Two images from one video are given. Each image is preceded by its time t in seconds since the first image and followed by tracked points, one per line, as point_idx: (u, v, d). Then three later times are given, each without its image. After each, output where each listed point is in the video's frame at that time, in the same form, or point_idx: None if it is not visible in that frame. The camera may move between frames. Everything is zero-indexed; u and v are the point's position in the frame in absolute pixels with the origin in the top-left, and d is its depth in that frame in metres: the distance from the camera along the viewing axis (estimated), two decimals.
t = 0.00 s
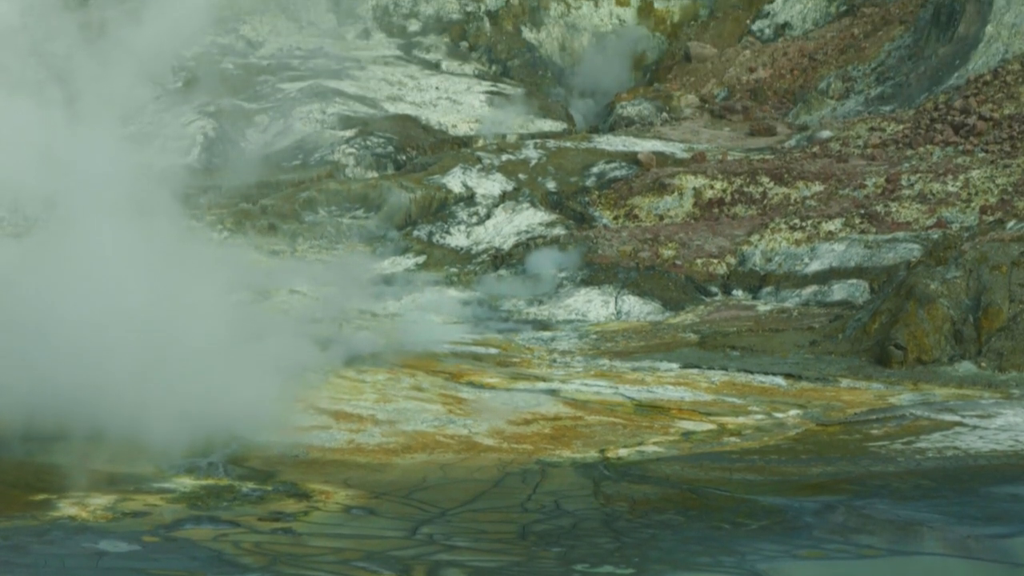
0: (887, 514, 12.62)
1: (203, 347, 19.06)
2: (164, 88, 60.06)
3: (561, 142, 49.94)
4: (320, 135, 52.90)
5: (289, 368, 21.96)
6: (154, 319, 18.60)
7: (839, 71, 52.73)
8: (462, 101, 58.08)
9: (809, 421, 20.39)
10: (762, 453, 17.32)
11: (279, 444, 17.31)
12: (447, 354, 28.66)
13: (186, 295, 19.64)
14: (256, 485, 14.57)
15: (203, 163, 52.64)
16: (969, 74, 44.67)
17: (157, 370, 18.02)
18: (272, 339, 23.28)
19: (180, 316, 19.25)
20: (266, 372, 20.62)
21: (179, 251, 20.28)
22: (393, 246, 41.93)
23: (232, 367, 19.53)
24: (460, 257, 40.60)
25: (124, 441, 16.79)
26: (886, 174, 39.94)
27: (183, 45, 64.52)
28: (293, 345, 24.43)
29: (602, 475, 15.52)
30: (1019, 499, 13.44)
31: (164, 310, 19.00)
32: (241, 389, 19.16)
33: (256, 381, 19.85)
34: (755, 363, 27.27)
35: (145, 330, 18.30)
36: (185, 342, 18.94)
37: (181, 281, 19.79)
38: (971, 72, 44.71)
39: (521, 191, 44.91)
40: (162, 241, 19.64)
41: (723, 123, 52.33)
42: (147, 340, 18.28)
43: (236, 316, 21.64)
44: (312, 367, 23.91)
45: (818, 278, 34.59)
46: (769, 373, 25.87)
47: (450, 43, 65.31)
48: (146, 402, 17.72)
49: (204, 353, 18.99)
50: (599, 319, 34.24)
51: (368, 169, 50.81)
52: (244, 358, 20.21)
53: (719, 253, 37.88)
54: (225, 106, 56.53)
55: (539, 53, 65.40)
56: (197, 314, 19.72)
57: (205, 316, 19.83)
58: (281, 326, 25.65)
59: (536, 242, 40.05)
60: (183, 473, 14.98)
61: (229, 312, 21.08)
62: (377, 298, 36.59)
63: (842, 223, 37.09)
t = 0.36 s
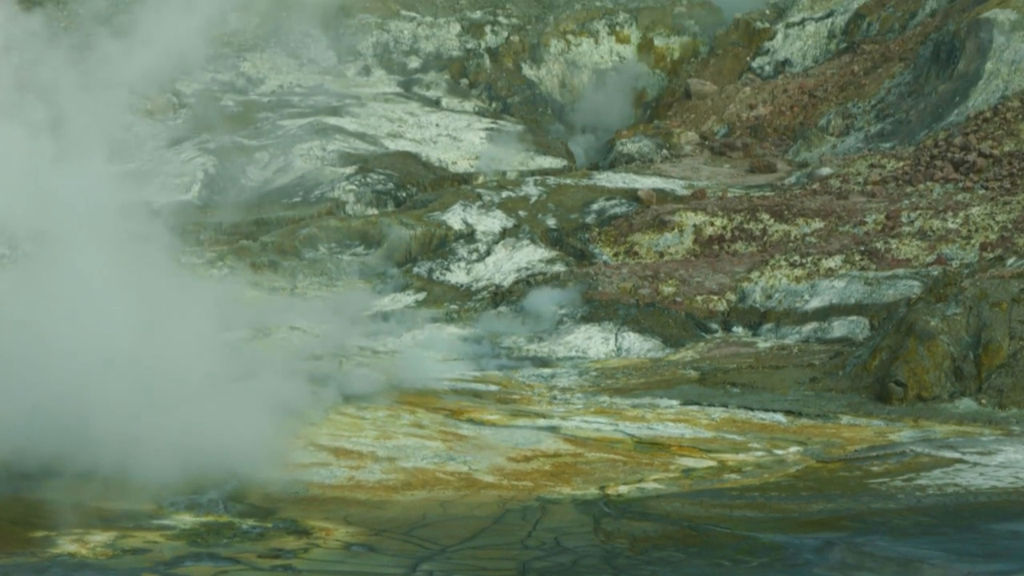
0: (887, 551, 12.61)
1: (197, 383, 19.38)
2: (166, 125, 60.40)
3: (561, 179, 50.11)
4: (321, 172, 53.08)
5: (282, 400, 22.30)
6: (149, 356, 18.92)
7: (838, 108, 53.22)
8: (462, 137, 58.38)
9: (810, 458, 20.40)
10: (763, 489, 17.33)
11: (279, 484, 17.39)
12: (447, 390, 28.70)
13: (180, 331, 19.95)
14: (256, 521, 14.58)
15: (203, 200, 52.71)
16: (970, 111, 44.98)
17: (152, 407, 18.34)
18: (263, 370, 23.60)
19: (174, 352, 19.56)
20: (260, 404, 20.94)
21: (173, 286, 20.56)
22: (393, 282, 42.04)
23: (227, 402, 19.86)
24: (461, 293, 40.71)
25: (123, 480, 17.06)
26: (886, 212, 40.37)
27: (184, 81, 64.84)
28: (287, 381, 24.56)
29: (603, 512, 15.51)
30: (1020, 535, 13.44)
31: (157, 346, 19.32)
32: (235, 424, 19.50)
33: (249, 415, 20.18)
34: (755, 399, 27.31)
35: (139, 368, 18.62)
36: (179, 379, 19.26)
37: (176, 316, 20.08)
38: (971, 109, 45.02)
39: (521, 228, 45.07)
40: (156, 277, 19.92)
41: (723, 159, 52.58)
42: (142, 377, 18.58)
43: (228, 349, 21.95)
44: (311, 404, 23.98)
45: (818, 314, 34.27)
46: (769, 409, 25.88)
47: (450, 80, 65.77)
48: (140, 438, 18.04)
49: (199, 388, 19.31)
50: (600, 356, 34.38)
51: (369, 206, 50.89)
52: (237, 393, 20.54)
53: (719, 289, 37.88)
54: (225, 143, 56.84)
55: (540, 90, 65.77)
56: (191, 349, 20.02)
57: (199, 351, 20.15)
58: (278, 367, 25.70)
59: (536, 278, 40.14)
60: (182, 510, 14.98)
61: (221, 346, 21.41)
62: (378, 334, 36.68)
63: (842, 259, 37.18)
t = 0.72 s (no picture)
0: None
1: (189, 406, 19.66)
2: (165, 151, 60.71)
3: (562, 206, 50.19)
4: (321, 199, 52.99)
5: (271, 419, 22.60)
6: (143, 378, 19.18)
7: (838, 134, 53.04)
8: (463, 163, 58.70)
9: (810, 483, 20.42)
10: (763, 515, 17.34)
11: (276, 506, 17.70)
12: (448, 416, 28.70)
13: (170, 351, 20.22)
14: (257, 547, 14.60)
15: (203, 226, 52.71)
16: (970, 137, 45.15)
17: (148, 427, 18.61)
18: (246, 395, 23.85)
19: (166, 372, 19.82)
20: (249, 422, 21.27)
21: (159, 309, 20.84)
22: (393, 308, 42.10)
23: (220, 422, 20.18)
24: (461, 319, 40.77)
25: (122, 501, 17.38)
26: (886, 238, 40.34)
27: (183, 106, 65.18)
28: (276, 406, 24.79)
29: (603, 538, 15.53)
30: (1020, 561, 13.46)
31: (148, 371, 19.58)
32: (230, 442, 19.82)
33: (242, 434, 20.52)
34: (756, 425, 27.34)
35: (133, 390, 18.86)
36: (170, 400, 19.54)
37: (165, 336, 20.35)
38: (971, 136, 45.18)
39: (522, 254, 45.16)
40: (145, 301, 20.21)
41: (723, 185, 52.67)
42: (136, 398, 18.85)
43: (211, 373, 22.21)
44: (307, 430, 24.24)
45: (818, 340, 34.68)
46: (770, 435, 25.88)
47: (451, 106, 66.13)
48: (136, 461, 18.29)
49: (191, 411, 19.59)
50: (600, 382, 34.42)
51: (369, 232, 50.78)
52: (230, 412, 20.85)
53: (720, 315, 37.81)
54: (226, 169, 56.86)
55: (539, 116, 66.08)
56: (181, 371, 20.30)
57: (189, 373, 20.43)
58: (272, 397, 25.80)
59: (536, 304, 40.19)
60: (182, 535, 15.00)
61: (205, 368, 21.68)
62: (379, 360, 36.70)
63: (842, 285, 37.17)
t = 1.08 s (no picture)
0: None
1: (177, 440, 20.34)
2: (165, 177, 60.99)
3: (562, 233, 50.34)
4: (321, 227, 53.32)
5: (255, 442, 23.42)
6: (139, 409, 19.79)
7: (839, 160, 53.29)
8: (463, 190, 58.95)
9: (810, 510, 20.46)
10: (763, 542, 17.39)
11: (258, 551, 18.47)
12: (449, 443, 28.74)
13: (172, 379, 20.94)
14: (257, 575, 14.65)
15: (203, 253, 53.11)
16: (970, 164, 45.25)
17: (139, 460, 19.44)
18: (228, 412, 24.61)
19: (164, 402, 20.56)
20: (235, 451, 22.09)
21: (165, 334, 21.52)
22: (393, 334, 42.17)
23: (207, 454, 21.01)
24: (461, 346, 40.85)
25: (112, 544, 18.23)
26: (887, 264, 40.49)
27: (185, 133, 65.83)
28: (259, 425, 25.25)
29: (603, 565, 15.60)
30: None
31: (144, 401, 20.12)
32: (215, 477, 20.68)
33: (226, 463, 21.24)
34: (756, 452, 27.40)
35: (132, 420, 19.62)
36: (161, 431, 20.21)
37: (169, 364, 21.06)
38: (971, 162, 45.30)
39: (522, 281, 45.29)
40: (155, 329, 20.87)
41: (723, 212, 52.75)
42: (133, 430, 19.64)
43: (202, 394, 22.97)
44: (304, 457, 24.52)
45: (818, 367, 34.74)
46: (770, 462, 25.91)
47: (451, 133, 66.47)
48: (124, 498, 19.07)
49: (179, 446, 20.28)
50: (600, 410, 34.43)
51: (369, 258, 51.03)
52: (216, 442, 21.66)
53: (720, 342, 37.78)
54: (226, 196, 57.04)
55: (539, 143, 66.37)
56: (175, 400, 20.92)
57: (184, 402, 21.19)
58: (264, 427, 25.86)
59: (536, 331, 40.27)
60: (182, 562, 15.05)
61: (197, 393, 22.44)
62: (379, 386, 36.74)
63: (842, 311, 37.29)
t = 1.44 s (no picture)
0: None
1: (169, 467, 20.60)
2: (166, 204, 61.22)
3: (561, 259, 50.45)
4: (321, 253, 53.51)
5: (251, 463, 23.88)
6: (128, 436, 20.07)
7: (839, 187, 53.52)
8: (463, 217, 59.01)
9: (810, 536, 20.51)
10: (764, 569, 17.46)
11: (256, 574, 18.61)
12: (448, 469, 28.80)
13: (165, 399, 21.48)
14: None
15: (204, 279, 53.40)
16: (970, 190, 45.52)
17: (141, 475, 19.90)
18: (221, 440, 25.05)
19: (158, 425, 20.94)
20: (233, 468, 22.55)
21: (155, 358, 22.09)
22: (394, 361, 42.21)
23: (207, 471, 21.48)
24: (461, 373, 40.89)
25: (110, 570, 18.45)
26: (887, 290, 40.54)
27: (184, 159, 65.84)
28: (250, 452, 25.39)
29: None
30: None
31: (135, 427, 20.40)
32: (217, 490, 21.13)
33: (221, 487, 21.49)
34: (756, 478, 27.46)
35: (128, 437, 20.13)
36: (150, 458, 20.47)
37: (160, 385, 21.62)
38: (971, 189, 45.48)
39: (522, 307, 45.38)
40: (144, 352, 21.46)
41: (723, 239, 52.84)
42: (130, 449, 20.15)
43: (193, 421, 23.47)
44: (303, 483, 24.59)
45: (818, 394, 34.79)
46: (771, 489, 25.92)
47: (451, 160, 66.72)
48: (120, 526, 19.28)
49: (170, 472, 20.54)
50: (600, 436, 34.57)
51: (369, 285, 50.93)
52: (213, 461, 22.13)
53: (720, 368, 37.72)
54: (226, 223, 57.05)
55: (539, 169, 66.62)
56: (164, 425, 21.20)
57: (177, 422, 21.66)
58: (255, 454, 25.78)
59: (536, 357, 40.29)
60: None
61: (189, 418, 22.95)
62: (379, 413, 36.78)
63: (842, 337, 37.30)
